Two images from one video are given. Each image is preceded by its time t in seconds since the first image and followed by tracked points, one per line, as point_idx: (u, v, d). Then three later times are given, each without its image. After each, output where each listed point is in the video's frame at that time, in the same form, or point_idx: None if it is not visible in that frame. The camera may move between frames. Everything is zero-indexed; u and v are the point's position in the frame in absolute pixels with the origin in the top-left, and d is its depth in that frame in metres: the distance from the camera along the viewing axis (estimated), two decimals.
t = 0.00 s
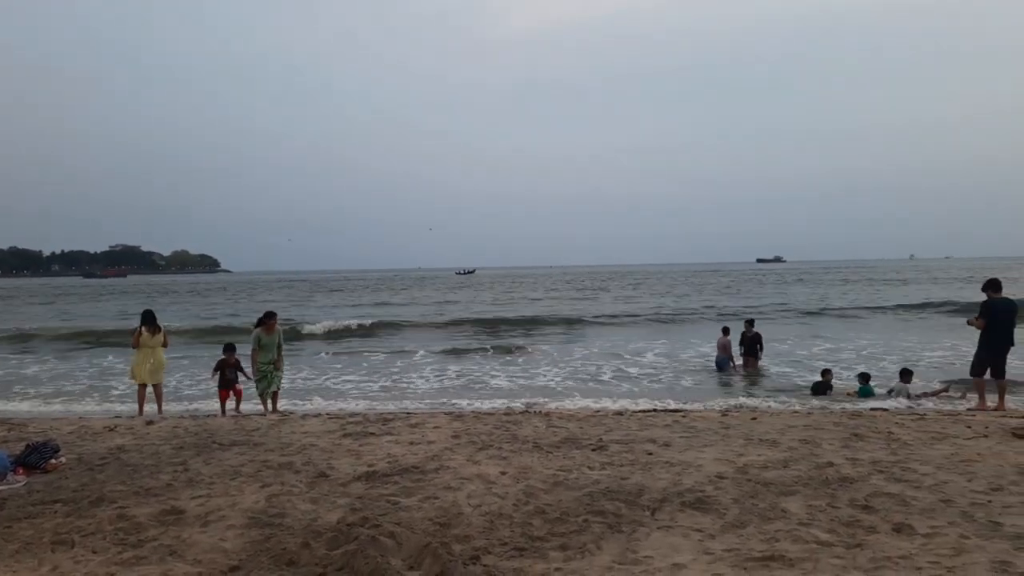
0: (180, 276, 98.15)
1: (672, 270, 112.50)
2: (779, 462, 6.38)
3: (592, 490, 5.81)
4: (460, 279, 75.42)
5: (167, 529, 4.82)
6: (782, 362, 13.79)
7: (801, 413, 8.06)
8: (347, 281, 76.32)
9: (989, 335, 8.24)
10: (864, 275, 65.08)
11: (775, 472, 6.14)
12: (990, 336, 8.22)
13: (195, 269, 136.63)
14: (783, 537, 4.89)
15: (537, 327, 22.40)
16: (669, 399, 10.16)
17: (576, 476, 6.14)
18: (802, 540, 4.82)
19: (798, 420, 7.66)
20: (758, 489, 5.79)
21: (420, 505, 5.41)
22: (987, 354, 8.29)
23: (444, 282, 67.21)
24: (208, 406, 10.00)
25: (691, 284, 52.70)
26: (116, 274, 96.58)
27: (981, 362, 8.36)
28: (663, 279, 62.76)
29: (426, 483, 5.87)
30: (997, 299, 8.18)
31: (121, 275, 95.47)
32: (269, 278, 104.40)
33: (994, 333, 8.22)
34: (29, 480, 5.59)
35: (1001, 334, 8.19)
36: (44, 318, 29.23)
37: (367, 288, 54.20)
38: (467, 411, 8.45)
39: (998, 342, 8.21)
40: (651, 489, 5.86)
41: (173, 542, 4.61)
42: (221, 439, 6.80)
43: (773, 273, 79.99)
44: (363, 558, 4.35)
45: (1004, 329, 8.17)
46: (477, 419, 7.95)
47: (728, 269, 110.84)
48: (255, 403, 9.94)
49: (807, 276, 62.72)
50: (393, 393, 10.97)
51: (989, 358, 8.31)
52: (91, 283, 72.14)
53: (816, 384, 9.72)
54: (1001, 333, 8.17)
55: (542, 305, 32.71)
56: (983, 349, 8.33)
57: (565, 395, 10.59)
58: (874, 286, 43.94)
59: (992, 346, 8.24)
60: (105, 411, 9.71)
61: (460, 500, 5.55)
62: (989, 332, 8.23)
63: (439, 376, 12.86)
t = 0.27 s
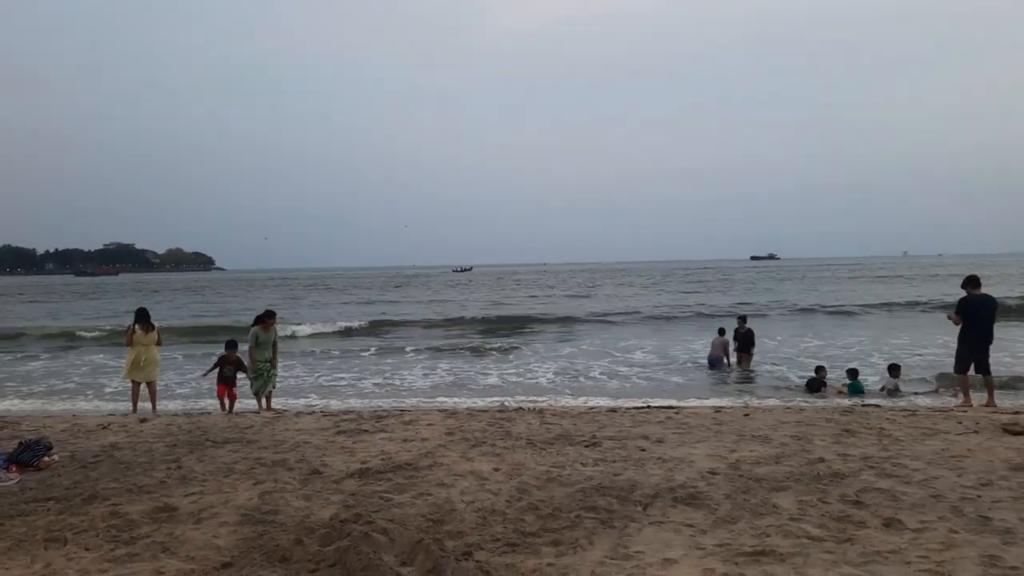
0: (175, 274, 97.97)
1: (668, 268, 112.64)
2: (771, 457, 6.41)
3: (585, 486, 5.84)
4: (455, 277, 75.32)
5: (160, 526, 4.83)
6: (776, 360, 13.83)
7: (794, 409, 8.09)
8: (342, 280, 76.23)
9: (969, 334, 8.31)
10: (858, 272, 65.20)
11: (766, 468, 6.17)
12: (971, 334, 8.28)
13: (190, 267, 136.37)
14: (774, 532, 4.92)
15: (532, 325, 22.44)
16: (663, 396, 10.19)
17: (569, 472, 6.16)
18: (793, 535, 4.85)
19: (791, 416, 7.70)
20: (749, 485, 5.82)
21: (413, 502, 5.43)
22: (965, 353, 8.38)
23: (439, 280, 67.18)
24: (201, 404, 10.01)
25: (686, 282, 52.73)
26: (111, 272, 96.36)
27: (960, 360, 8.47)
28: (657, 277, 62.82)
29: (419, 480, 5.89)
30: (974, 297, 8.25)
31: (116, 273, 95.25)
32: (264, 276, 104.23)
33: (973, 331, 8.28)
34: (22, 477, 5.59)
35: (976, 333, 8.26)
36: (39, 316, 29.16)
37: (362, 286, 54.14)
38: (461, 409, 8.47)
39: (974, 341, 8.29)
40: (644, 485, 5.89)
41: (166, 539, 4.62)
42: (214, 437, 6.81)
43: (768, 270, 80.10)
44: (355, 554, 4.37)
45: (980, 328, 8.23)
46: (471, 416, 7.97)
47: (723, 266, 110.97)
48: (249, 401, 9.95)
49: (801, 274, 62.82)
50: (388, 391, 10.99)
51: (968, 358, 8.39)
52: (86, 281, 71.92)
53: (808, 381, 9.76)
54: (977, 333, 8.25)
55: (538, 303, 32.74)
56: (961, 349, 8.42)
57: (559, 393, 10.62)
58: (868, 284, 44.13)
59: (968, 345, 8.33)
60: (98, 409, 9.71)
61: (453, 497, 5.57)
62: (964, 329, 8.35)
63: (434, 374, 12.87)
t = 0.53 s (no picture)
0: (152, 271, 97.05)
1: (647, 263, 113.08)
2: (745, 451, 6.47)
3: (561, 482, 5.86)
4: (435, 273, 75.12)
5: (133, 525, 4.80)
6: (752, 355, 13.94)
7: (769, 404, 8.16)
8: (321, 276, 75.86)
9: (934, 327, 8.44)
10: (835, 268, 65.81)
11: (741, 461, 6.23)
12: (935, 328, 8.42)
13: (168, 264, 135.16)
14: (747, 525, 4.97)
15: (511, 321, 22.45)
16: (640, 392, 10.24)
17: (545, 468, 6.18)
18: (766, 528, 4.90)
19: (766, 411, 7.77)
20: (724, 479, 5.87)
21: (389, 499, 5.43)
22: (929, 346, 8.57)
23: (419, 276, 67.02)
24: (177, 402, 9.94)
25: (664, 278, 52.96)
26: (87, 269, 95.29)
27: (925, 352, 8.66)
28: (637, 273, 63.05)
29: (395, 476, 5.89)
30: (939, 291, 8.34)
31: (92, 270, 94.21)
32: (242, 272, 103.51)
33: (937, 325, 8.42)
34: None
35: (940, 326, 8.42)
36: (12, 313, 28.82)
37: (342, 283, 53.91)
38: (438, 405, 8.47)
39: (938, 335, 8.44)
40: (620, 479, 5.92)
41: (139, 539, 4.60)
42: (189, 435, 6.77)
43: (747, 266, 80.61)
44: (330, 552, 4.37)
45: (943, 322, 8.38)
46: (448, 412, 7.97)
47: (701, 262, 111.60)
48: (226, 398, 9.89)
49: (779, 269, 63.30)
50: (366, 388, 10.97)
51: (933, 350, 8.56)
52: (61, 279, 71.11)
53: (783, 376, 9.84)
54: (940, 327, 8.39)
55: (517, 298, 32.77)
56: (926, 341, 8.60)
57: (537, 389, 10.65)
58: (844, 280, 44.53)
59: (932, 338, 8.50)
60: (72, 408, 9.61)
61: (429, 493, 5.58)
62: (929, 322, 8.51)
63: (412, 371, 12.85)
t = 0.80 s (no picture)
0: (94, 270, 94.52)
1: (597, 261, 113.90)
2: (688, 447, 6.57)
3: (507, 480, 5.88)
4: (386, 272, 74.55)
5: (66, 531, 4.68)
6: (698, 352, 14.14)
7: (712, 400, 8.30)
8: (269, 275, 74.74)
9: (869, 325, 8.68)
10: (780, 266, 67.07)
11: (684, 458, 6.32)
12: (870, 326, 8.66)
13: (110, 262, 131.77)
14: (689, 520, 5.05)
15: (461, 320, 22.43)
16: (587, 390, 10.33)
17: (491, 467, 6.19)
18: (707, 523, 4.98)
19: (709, 407, 7.89)
20: (667, 475, 5.95)
21: (333, 500, 5.39)
22: (863, 343, 8.81)
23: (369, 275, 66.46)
24: (116, 404, 9.70)
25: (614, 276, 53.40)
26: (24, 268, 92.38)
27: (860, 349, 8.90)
28: (587, 271, 63.50)
29: (340, 478, 5.84)
30: (873, 290, 8.56)
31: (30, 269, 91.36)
32: (188, 271, 101.47)
33: (872, 323, 8.66)
34: None
35: (873, 323, 8.67)
36: None
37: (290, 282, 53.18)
38: (386, 405, 8.42)
39: (871, 331, 8.69)
40: (565, 477, 5.96)
41: (73, 546, 4.48)
42: (127, 438, 6.62)
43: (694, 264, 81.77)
44: (272, 555, 4.31)
45: (876, 319, 8.63)
46: (395, 412, 7.92)
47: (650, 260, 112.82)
48: (167, 400, 9.68)
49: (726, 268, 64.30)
50: (312, 388, 10.85)
51: (867, 347, 8.80)
52: None
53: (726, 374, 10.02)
54: (872, 323, 8.64)
55: (468, 298, 32.74)
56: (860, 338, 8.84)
57: (485, 388, 10.66)
58: (788, 278, 45.47)
59: (866, 335, 8.75)
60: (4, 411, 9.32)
61: (374, 495, 5.54)
62: (863, 319, 8.76)
63: (360, 371, 12.75)
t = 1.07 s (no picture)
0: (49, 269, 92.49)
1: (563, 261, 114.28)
2: (649, 447, 6.61)
3: (469, 482, 5.86)
4: (351, 271, 74.03)
5: (17, 539, 4.57)
6: (660, 352, 14.24)
7: (673, 399, 8.36)
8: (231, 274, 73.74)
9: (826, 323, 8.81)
10: (742, 266, 67.84)
11: (645, 457, 6.36)
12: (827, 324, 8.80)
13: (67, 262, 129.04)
14: (649, 519, 5.08)
15: (425, 320, 22.35)
16: (550, 390, 10.35)
17: (453, 468, 6.17)
18: (667, 522, 5.02)
19: (671, 406, 7.95)
20: (628, 474, 5.99)
21: (292, 504, 5.33)
22: (821, 340, 8.94)
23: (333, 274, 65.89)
24: (70, 408, 9.51)
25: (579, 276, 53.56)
26: None
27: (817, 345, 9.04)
28: (552, 271, 63.65)
29: (300, 481, 5.78)
30: (830, 289, 8.69)
31: None
32: (148, 271, 99.76)
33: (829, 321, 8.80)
34: None
35: (831, 321, 8.80)
36: None
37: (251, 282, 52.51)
38: (347, 406, 8.35)
39: (829, 329, 8.82)
40: (527, 478, 5.97)
41: (23, 554, 4.38)
42: (81, 443, 6.49)
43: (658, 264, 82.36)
44: (229, 561, 4.26)
45: (834, 317, 8.75)
46: (356, 414, 7.87)
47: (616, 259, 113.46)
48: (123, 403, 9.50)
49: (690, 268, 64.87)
50: (272, 390, 10.72)
51: (825, 344, 8.94)
52: None
53: (687, 373, 10.11)
54: (830, 321, 8.77)
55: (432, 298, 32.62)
56: (818, 335, 8.97)
57: (448, 388, 10.63)
58: (750, 278, 46.06)
59: (824, 333, 8.88)
60: None
61: (334, 498, 5.49)
62: (821, 317, 8.89)
63: (322, 372, 12.63)
